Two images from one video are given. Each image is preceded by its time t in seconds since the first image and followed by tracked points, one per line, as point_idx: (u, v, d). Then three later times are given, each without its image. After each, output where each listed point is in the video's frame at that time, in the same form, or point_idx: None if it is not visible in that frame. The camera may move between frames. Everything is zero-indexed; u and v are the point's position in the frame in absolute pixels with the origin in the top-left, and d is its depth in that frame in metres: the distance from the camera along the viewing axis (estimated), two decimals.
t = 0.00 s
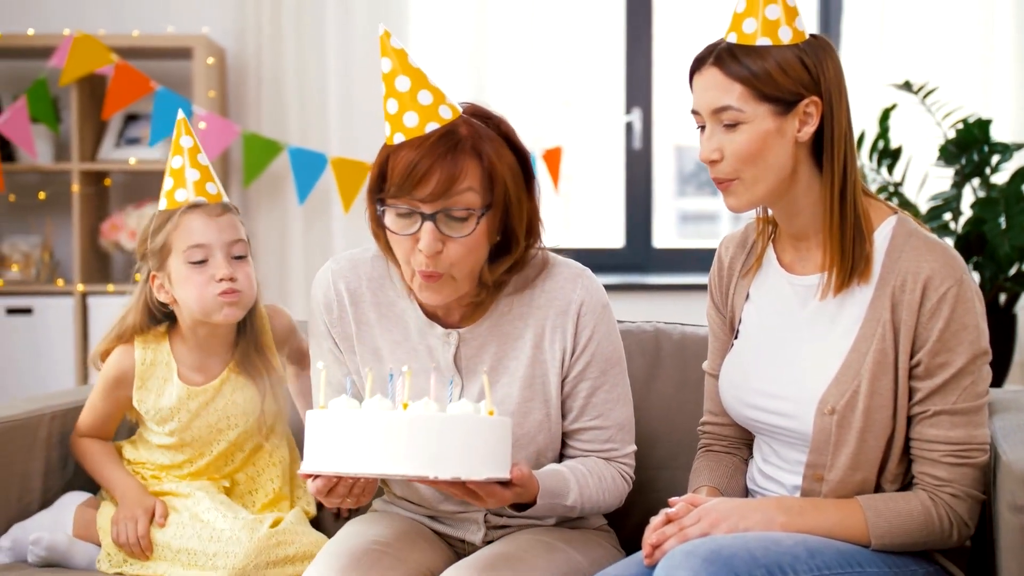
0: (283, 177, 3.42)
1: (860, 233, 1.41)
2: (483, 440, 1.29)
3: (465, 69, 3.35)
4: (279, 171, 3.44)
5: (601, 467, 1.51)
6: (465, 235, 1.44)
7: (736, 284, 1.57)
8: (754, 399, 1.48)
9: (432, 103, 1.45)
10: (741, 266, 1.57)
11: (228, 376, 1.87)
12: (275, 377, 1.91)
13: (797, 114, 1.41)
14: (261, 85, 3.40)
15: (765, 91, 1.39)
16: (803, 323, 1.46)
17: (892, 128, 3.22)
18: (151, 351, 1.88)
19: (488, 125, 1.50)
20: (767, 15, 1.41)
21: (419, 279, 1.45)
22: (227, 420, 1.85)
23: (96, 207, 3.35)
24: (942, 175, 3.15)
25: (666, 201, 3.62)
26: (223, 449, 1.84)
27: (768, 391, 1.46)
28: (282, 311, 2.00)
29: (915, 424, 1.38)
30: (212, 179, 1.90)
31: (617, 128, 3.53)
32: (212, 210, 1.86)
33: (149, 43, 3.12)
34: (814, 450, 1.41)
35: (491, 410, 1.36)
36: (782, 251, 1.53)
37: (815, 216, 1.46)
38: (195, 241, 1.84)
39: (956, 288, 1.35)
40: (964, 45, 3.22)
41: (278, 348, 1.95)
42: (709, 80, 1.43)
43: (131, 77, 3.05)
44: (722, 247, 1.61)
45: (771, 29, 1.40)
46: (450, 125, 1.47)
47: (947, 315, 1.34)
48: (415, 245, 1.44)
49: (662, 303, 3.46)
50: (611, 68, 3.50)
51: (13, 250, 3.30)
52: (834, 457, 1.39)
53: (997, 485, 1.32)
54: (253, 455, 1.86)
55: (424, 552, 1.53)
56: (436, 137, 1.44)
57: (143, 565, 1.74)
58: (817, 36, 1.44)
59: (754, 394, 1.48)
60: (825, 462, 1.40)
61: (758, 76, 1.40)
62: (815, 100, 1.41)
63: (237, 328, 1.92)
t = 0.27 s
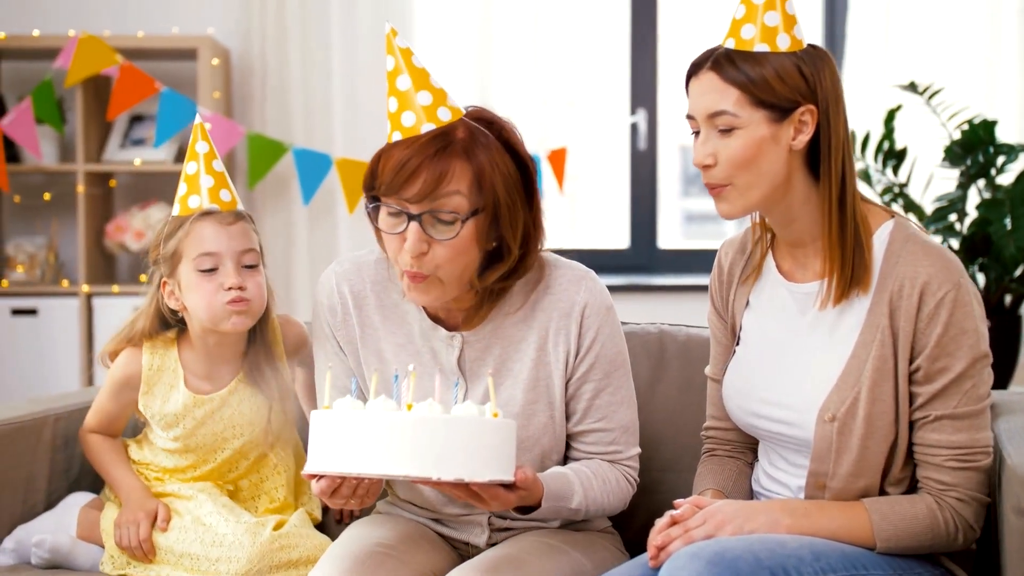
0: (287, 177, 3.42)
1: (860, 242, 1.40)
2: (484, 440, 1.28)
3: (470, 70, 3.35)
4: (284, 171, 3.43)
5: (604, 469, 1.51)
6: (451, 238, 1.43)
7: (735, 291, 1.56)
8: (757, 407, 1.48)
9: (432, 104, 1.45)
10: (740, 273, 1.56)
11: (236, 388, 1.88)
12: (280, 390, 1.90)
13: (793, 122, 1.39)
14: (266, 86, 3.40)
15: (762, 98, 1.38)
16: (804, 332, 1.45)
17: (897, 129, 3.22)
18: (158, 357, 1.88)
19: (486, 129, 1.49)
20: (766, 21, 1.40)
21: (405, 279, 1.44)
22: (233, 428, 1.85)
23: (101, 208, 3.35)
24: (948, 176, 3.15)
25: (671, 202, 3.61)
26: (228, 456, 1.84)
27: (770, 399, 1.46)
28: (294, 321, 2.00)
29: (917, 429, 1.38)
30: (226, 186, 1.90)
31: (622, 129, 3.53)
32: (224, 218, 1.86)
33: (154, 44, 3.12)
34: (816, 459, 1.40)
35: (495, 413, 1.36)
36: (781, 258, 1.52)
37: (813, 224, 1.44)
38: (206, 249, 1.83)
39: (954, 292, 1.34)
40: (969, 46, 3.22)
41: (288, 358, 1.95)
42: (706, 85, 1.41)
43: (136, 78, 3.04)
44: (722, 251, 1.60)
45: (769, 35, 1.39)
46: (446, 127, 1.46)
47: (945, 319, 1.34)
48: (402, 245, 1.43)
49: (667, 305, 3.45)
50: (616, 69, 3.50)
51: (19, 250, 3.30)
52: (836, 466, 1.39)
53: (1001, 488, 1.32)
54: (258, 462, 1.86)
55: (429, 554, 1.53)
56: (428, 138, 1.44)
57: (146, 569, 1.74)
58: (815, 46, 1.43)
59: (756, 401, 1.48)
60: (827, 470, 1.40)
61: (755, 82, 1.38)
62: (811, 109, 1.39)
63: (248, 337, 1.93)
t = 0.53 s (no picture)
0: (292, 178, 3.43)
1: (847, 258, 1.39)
2: (486, 444, 1.29)
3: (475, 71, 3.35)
4: (288, 172, 3.44)
5: (607, 471, 1.51)
6: (447, 246, 1.43)
7: (728, 299, 1.56)
8: (754, 418, 1.47)
9: (428, 111, 1.44)
10: (734, 280, 1.56)
11: (240, 394, 1.86)
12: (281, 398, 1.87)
13: (776, 138, 1.38)
14: (270, 86, 3.40)
15: (746, 113, 1.36)
16: (797, 347, 1.44)
17: (901, 130, 3.21)
18: (162, 360, 1.87)
19: (483, 133, 1.47)
20: (751, 36, 1.39)
21: (403, 285, 1.45)
22: (235, 432, 1.84)
23: (106, 209, 3.35)
24: (952, 177, 3.15)
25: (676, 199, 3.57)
26: (230, 461, 1.84)
27: (767, 410, 1.45)
28: (299, 326, 1.98)
29: (914, 436, 1.38)
30: (230, 189, 1.88)
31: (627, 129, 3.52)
32: (229, 219, 1.84)
33: (158, 45, 3.12)
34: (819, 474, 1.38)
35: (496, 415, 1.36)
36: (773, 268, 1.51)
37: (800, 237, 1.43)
38: (210, 251, 1.81)
39: (943, 300, 1.34)
40: (974, 46, 3.21)
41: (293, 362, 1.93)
42: (690, 98, 1.39)
43: (140, 79, 3.05)
44: (716, 259, 1.60)
45: (755, 50, 1.38)
46: (442, 133, 1.44)
47: (934, 328, 1.34)
48: (398, 253, 1.43)
49: (672, 306, 3.45)
50: (620, 68, 3.49)
51: (23, 251, 3.31)
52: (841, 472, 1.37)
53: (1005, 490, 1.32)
54: (261, 466, 1.86)
55: (432, 556, 1.53)
56: (424, 145, 1.43)
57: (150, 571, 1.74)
58: (800, 61, 1.41)
59: (753, 412, 1.47)
60: (833, 479, 1.37)
61: (739, 97, 1.36)
62: (795, 125, 1.38)
63: (254, 341, 1.91)
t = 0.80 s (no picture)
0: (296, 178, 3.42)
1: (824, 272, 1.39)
2: (485, 453, 1.29)
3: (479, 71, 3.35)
4: (292, 173, 3.43)
5: (610, 473, 1.50)
6: (452, 259, 1.43)
7: (718, 310, 1.55)
8: (748, 430, 1.47)
9: (424, 123, 1.43)
10: (722, 291, 1.54)
11: (239, 393, 1.85)
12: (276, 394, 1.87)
13: (755, 153, 1.37)
14: (274, 87, 3.40)
15: (723, 127, 1.36)
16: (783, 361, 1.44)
17: (906, 130, 3.21)
18: (161, 359, 1.87)
19: (479, 141, 1.47)
20: (732, 49, 1.38)
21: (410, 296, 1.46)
22: (235, 432, 1.84)
23: (110, 210, 3.36)
24: (957, 178, 3.14)
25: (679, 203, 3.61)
26: (231, 461, 1.84)
27: (761, 420, 1.45)
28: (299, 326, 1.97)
29: (909, 445, 1.37)
30: (232, 189, 1.87)
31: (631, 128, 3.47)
32: (229, 219, 1.82)
33: (162, 45, 3.12)
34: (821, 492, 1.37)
35: (496, 417, 1.36)
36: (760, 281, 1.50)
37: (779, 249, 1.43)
38: (210, 251, 1.80)
39: (926, 309, 1.33)
40: (979, 47, 3.21)
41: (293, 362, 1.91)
42: (668, 110, 1.39)
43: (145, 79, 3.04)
44: (705, 267, 1.58)
45: (735, 63, 1.37)
46: (439, 146, 1.44)
47: (918, 339, 1.33)
48: (403, 266, 1.43)
49: (675, 306, 3.45)
50: (625, 68, 3.48)
51: (27, 252, 3.32)
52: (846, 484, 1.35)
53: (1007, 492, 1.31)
54: (262, 466, 1.86)
55: (435, 557, 1.53)
56: (422, 159, 1.42)
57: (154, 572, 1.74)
58: (781, 73, 1.40)
59: (746, 424, 1.47)
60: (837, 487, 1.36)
61: (717, 112, 1.36)
62: (775, 140, 1.37)
63: (253, 341, 1.89)
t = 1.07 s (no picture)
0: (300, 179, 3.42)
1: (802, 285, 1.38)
2: (483, 454, 1.29)
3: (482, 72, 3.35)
4: (296, 174, 3.44)
5: (612, 475, 1.49)
6: (453, 265, 1.42)
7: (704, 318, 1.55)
8: (738, 441, 1.46)
9: (424, 130, 1.43)
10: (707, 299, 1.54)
11: (238, 386, 1.86)
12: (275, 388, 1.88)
13: (739, 165, 1.36)
14: (278, 88, 3.40)
15: (706, 140, 1.35)
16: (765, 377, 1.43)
17: (910, 131, 3.21)
18: (160, 356, 1.87)
19: (480, 148, 1.46)
20: (715, 60, 1.37)
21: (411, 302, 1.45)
22: (238, 427, 1.85)
23: (114, 210, 3.36)
24: (961, 178, 3.14)
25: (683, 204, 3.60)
26: (236, 455, 1.84)
27: (752, 434, 1.44)
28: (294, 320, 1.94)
29: (904, 454, 1.34)
30: (220, 186, 1.87)
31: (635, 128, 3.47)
32: (218, 217, 1.83)
33: (165, 45, 3.13)
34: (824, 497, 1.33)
35: (497, 420, 1.35)
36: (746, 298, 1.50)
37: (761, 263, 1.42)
38: (199, 248, 1.81)
39: (911, 320, 1.30)
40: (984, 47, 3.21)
41: (292, 359, 1.91)
42: (651, 123, 1.38)
43: (149, 80, 3.05)
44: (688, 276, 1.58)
45: (718, 75, 1.36)
46: (439, 152, 1.44)
47: (904, 350, 1.30)
48: (404, 273, 1.43)
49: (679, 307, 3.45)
50: (628, 68, 3.49)
51: (31, 253, 3.34)
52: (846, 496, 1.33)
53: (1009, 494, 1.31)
54: (266, 463, 1.86)
55: (438, 557, 1.52)
56: (423, 166, 1.42)
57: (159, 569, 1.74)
58: (766, 84, 1.39)
59: (736, 435, 1.46)
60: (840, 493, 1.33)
61: (699, 123, 1.35)
62: (758, 152, 1.36)
63: (245, 337, 1.89)
